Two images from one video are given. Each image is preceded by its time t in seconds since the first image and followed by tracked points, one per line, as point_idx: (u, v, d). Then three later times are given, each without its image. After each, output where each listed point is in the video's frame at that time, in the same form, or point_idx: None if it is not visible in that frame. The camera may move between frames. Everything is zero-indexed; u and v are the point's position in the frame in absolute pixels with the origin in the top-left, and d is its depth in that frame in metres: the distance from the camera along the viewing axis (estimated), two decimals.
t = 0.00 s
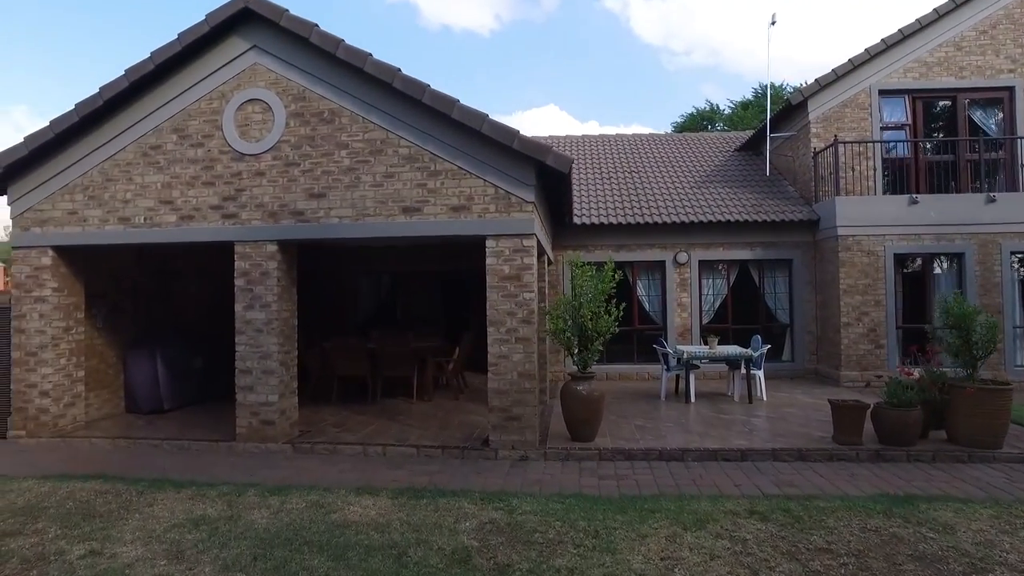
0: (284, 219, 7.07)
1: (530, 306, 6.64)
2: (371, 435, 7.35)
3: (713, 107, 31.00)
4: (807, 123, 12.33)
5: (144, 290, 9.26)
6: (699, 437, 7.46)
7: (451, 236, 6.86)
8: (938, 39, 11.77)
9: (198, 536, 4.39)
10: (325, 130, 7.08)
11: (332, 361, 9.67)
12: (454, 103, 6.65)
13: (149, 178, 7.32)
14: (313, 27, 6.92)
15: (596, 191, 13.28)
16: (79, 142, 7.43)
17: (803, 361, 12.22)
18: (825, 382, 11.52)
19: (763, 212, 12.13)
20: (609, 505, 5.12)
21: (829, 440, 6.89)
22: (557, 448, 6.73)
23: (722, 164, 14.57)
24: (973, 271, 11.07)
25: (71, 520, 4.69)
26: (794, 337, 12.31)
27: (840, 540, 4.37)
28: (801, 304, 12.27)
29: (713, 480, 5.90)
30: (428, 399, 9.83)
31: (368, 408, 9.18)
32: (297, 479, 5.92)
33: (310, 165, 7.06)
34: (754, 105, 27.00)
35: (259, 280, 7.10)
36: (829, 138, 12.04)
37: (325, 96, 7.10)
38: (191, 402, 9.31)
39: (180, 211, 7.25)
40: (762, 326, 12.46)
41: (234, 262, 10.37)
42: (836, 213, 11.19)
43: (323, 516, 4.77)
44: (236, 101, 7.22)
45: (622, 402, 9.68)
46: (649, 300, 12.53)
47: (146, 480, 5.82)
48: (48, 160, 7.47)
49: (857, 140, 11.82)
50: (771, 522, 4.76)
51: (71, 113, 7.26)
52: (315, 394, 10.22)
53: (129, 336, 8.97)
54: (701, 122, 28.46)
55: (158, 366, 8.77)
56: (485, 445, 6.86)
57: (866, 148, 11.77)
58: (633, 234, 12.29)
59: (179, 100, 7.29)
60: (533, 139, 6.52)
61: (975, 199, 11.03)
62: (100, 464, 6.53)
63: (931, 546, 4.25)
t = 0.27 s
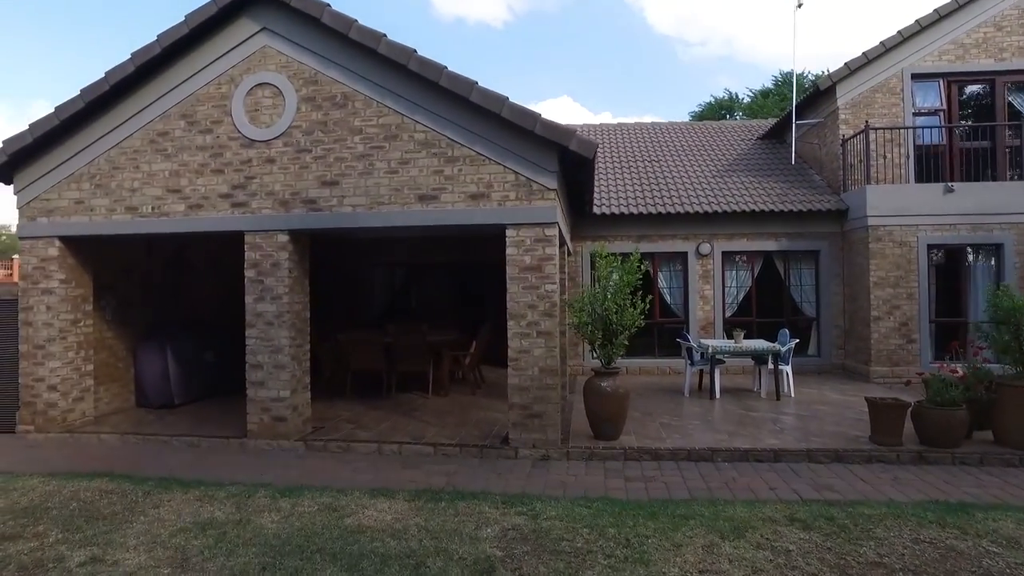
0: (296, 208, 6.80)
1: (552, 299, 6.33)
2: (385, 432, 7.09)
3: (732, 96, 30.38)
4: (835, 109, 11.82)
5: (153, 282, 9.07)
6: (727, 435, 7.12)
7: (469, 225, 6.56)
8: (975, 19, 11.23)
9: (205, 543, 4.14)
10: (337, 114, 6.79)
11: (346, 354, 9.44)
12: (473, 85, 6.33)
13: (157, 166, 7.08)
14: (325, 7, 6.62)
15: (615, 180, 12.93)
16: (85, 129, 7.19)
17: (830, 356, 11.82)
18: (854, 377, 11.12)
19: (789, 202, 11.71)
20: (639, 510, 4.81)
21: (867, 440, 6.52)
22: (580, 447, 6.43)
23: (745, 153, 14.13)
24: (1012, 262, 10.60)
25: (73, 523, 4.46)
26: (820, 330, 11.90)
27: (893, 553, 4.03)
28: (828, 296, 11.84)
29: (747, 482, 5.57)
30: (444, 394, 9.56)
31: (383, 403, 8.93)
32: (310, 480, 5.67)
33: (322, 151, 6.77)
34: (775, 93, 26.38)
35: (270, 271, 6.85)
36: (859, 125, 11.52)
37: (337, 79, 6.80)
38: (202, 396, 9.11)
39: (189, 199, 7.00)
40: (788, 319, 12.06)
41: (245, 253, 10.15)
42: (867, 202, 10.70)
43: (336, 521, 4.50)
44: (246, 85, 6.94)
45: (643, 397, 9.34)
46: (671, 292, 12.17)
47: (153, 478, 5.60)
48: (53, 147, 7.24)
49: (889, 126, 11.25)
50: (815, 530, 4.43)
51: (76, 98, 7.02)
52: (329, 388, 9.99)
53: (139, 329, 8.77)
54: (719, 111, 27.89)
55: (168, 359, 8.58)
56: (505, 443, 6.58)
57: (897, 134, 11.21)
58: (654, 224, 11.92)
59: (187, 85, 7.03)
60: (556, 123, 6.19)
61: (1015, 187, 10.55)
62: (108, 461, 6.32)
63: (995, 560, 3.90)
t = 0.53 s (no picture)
0: (303, 202, 6.60)
1: (569, 296, 6.09)
2: (396, 433, 6.89)
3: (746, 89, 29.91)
4: (856, 100, 11.43)
5: (160, 279, 8.91)
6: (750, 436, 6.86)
7: (482, 219, 6.33)
8: (1004, 6, 10.83)
9: (207, 553, 3.94)
10: (346, 105, 6.57)
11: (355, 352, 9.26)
12: (486, 74, 6.10)
13: (162, 159, 6.89)
14: None
15: (630, 174, 12.65)
16: (89, 122, 7.01)
17: (851, 354, 11.50)
18: (876, 376, 10.79)
19: (809, 196, 11.39)
20: (662, 518, 4.57)
21: (895, 443, 6.25)
22: (598, 449, 6.20)
23: (763, 146, 13.79)
24: None
25: (72, 530, 4.28)
26: (841, 328, 11.59)
27: (937, 568, 3.76)
28: (849, 292, 11.52)
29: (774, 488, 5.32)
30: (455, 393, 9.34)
31: (393, 402, 8.73)
32: (318, 484, 5.48)
33: (331, 143, 6.56)
34: (791, 86, 25.90)
35: (278, 267, 6.65)
36: (882, 116, 11.13)
37: (346, 69, 6.58)
38: (210, 394, 8.95)
39: (195, 193, 6.82)
40: (807, 315, 11.75)
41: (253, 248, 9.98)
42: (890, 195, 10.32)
43: (345, 530, 4.29)
44: (252, 75, 6.74)
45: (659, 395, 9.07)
46: (687, 288, 11.90)
47: (158, 481, 5.43)
48: (57, 140, 7.07)
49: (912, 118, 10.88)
50: (851, 542, 4.17)
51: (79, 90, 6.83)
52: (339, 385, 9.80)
53: (145, 326, 8.63)
54: (734, 104, 27.45)
55: (175, 357, 8.43)
56: (520, 445, 6.36)
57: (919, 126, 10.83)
58: (670, 219, 11.64)
59: (192, 76, 6.84)
60: (573, 113, 5.95)
61: None
62: (113, 462, 6.16)
63: None
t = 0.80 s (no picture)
0: (311, 196, 6.34)
1: (589, 294, 5.79)
2: (407, 436, 6.62)
3: (762, 83, 29.40)
4: (882, 91, 11.00)
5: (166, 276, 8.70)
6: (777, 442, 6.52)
7: (497, 214, 6.03)
8: None
9: (206, 569, 3.69)
10: (355, 95, 6.30)
11: (366, 351, 9.01)
12: (502, 61, 5.80)
13: (165, 152, 6.65)
14: None
15: (646, 168, 12.31)
16: (90, 114, 6.79)
17: (876, 354, 11.10)
18: (904, 377, 10.40)
19: (832, 190, 11.00)
20: (691, 533, 4.26)
21: (932, 449, 5.91)
22: (619, 455, 5.90)
23: (783, 139, 13.38)
24: None
25: (64, 542, 4.05)
26: (866, 327, 11.19)
27: None
28: (874, 290, 11.12)
29: (808, 498, 4.99)
30: (468, 394, 9.06)
31: (404, 403, 8.47)
32: (325, 491, 5.22)
33: (339, 134, 6.29)
34: (809, 79, 25.40)
35: (285, 264, 6.39)
36: (910, 107, 10.69)
37: (355, 57, 6.31)
38: (216, 395, 8.74)
39: (198, 187, 6.57)
40: (830, 314, 11.36)
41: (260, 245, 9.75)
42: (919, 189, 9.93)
43: (353, 544, 4.02)
44: (258, 65, 6.48)
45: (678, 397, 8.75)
46: (706, 286, 11.54)
47: (159, 487, 5.19)
48: (58, 133, 6.85)
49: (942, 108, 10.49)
50: (899, 561, 3.84)
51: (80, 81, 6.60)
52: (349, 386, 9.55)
53: (151, 325, 8.43)
54: (750, 98, 26.98)
55: (181, 356, 8.22)
56: (536, 450, 6.08)
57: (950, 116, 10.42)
58: (688, 215, 11.29)
59: (196, 66, 6.59)
60: (593, 101, 5.64)
61: None
62: (114, 466, 5.94)
63: None
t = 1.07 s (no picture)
0: (315, 191, 6.09)
1: (605, 293, 5.52)
2: (415, 441, 6.38)
3: (775, 78, 28.95)
4: (905, 82, 10.62)
5: (169, 274, 8.51)
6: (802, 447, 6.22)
7: (509, 209, 5.76)
8: None
9: None
10: (360, 86, 6.04)
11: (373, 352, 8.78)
12: (513, 49, 5.52)
13: (164, 146, 6.43)
14: None
15: (660, 164, 12.00)
16: (88, 107, 6.57)
17: (899, 355, 10.73)
18: (928, 379, 10.05)
19: (853, 185, 10.64)
20: (717, 549, 3.98)
21: (968, 458, 5.59)
22: (636, 462, 5.63)
23: (801, 133, 13.02)
24: None
25: (52, 557, 3.82)
26: (888, 327, 10.83)
27: None
28: (897, 290, 10.76)
29: (840, 511, 4.69)
30: (478, 395, 8.81)
31: (412, 405, 8.23)
32: (329, 501, 4.98)
33: (344, 127, 6.04)
34: (824, 73, 24.97)
35: (288, 262, 6.15)
36: (936, 99, 10.32)
37: (360, 46, 6.05)
38: (220, 396, 8.54)
39: (199, 182, 6.35)
40: (851, 314, 11.01)
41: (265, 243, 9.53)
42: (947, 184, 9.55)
43: (356, 561, 3.77)
44: (260, 55, 6.24)
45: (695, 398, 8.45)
46: (722, 284, 11.23)
47: (156, 496, 4.97)
48: (55, 127, 6.64)
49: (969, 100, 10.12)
50: None
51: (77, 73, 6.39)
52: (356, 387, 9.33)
53: (153, 325, 8.24)
54: (763, 93, 26.57)
55: (184, 356, 8.03)
56: (550, 456, 5.81)
57: (978, 108, 10.06)
58: (704, 211, 10.96)
59: (196, 57, 6.36)
60: (610, 90, 5.36)
61: None
62: (111, 472, 5.73)
63: None
